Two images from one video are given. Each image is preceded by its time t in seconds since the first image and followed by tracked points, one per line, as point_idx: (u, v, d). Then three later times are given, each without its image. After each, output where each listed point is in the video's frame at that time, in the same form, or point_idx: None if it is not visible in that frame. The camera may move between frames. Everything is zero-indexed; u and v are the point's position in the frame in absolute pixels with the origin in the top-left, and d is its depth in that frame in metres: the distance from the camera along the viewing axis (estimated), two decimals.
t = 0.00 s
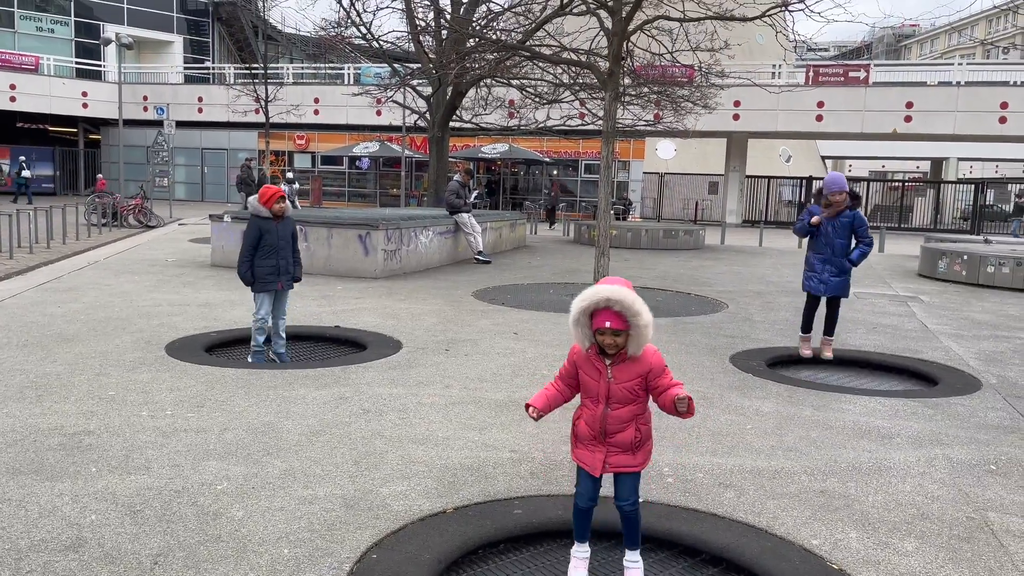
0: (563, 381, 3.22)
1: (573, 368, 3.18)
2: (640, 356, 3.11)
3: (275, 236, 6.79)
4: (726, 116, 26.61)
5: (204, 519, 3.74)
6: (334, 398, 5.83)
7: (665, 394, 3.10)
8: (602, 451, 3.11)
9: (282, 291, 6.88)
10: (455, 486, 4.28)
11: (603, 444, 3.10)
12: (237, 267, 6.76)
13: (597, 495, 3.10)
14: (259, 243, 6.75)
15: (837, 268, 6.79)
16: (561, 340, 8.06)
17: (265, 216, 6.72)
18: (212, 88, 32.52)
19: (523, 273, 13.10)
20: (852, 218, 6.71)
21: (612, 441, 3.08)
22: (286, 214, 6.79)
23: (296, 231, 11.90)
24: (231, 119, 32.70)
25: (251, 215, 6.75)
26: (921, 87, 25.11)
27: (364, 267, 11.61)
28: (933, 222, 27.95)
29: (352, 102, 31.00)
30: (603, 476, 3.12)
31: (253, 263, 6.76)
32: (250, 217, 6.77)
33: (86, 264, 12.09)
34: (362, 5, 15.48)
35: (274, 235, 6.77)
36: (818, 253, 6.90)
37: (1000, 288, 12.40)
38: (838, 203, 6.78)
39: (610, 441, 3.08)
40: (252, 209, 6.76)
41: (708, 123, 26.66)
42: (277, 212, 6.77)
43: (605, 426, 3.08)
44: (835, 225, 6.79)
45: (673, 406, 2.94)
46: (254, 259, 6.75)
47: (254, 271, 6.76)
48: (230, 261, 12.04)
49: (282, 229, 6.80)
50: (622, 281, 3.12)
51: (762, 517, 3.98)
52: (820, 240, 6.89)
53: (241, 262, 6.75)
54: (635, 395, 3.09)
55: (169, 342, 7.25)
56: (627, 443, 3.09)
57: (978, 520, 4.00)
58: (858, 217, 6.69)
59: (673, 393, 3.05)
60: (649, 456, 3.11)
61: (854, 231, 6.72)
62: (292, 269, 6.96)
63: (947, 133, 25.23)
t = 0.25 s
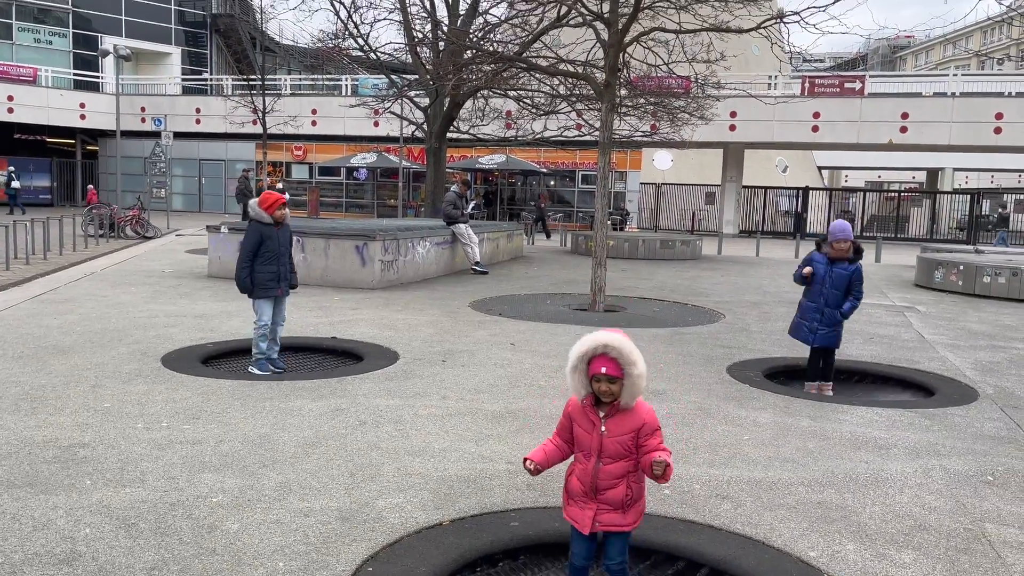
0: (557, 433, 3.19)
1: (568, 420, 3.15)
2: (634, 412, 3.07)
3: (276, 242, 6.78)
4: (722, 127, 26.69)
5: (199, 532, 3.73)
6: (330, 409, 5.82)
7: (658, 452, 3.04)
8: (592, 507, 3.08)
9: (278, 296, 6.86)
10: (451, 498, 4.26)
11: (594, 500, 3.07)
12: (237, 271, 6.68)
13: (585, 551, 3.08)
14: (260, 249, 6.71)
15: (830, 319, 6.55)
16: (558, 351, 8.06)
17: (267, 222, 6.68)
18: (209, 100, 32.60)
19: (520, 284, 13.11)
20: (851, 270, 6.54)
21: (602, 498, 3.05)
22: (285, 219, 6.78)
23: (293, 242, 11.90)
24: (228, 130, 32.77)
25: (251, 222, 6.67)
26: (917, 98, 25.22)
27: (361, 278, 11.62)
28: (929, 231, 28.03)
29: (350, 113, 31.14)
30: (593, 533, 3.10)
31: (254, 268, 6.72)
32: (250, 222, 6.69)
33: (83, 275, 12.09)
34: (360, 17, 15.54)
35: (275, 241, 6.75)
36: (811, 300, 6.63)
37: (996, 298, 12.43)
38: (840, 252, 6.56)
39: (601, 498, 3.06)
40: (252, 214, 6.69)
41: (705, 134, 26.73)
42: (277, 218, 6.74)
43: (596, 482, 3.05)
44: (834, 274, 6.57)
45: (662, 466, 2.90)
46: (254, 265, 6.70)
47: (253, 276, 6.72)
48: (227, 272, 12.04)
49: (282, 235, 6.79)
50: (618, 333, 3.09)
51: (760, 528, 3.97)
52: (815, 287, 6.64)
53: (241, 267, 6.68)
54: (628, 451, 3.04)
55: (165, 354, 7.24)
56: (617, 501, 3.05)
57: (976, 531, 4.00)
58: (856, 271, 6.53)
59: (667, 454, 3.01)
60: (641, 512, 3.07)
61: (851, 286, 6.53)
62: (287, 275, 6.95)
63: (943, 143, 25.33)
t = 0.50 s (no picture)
0: (559, 401, 3.28)
1: (565, 389, 3.23)
2: (625, 386, 3.07)
3: (276, 283, 6.68)
4: (718, 138, 26.77)
5: (195, 545, 3.71)
6: (326, 421, 5.80)
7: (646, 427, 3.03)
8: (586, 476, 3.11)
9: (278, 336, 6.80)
10: (446, 510, 4.24)
11: (586, 468, 3.10)
12: (240, 316, 6.56)
13: (581, 521, 3.13)
14: (262, 292, 6.60)
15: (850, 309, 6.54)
16: (554, 362, 8.06)
17: (268, 265, 6.56)
18: (207, 111, 32.64)
19: (518, 295, 13.11)
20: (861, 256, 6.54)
21: (593, 467, 3.08)
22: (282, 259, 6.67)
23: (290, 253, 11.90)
24: (226, 142, 32.81)
25: (252, 263, 6.52)
26: (912, 109, 25.35)
27: (358, 289, 11.61)
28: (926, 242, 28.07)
29: (347, 125, 31.22)
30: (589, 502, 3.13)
31: (256, 312, 6.60)
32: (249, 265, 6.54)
33: (80, 286, 12.08)
34: (358, 29, 15.60)
35: (276, 282, 6.65)
36: (827, 292, 6.54)
37: (992, 309, 12.45)
38: (848, 242, 6.51)
39: (591, 467, 3.09)
40: (251, 257, 6.54)
41: (701, 145, 26.81)
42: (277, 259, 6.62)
43: (586, 451, 3.10)
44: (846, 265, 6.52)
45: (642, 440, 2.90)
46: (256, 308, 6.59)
47: (255, 319, 6.61)
48: (224, 283, 12.03)
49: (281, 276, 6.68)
50: (612, 305, 3.09)
51: (757, 540, 3.95)
52: (829, 280, 6.53)
53: (243, 311, 6.57)
54: (616, 423, 3.07)
55: (162, 365, 7.22)
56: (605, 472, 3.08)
57: (973, 543, 3.99)
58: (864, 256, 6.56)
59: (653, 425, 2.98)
60: (633, 487, 3.06)
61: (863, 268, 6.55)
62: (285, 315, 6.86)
63: (938, 154, 25.43)
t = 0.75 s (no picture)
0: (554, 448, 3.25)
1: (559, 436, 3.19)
2: (611, 438, 3.02)
3: (280, 258, 6.78)
4: (715, 149, 26.86)
5: (189, 559, 3.69)
6: (322, 433, 5.78)
7: (630, 483, 2.98)
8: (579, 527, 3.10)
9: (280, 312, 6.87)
10: (442, 523, 4.23)
11: (579, 519, 3.08)
12: (244, 290, 6.65)
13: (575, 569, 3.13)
14: (265, 266, 6.69)
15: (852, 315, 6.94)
16: (551, 373, 8.05)
17: (269, 238, 6.68)
18: (205, 123, 32.69)
19: (515, 306, 13.11)
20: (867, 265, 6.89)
21: (585, 519, 3.06)
22: (282, 234, 6.80)
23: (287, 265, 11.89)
24: (223, 154, 32.86)
25: (253, 239, 6.68)
26: (907, 120, 25.48)
27: (355, 300, 11.61)
28: (922, 253, 28.15)
29: (344, 137, 31.27)
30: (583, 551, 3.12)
31: (260, 286, 6.70)
32: (250, 239, 6.69)
33: (76, 298, 12.06)
34: (355, 41, 15.65)
35: (277, 256, 6.74)
36: (833, 297, 6.93)
37: (988, 319, 12.46)
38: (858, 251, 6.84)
39: (583, 518, 3.07)
40: (252, 232, 6.68)
41: (698, 156, 26.88)
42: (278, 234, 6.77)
43: (578, 502, 3.07)
44: (852, 273, 6.88)
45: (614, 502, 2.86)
46: (259, 281, 6.68)
47: (259, 293, 6.70)
48: (221, 295, 12.01)
49: (282, 250, 6.79)
50: (597, 355, 3.01)
51: (754, 552, 3.94)
52: (835, 287, 6.93)
53: (246, 286, 6.65)
54: (603, 474, 3.03)
55: (158, 378, 7.20)
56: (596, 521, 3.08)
57: (971, 554, 3.98)
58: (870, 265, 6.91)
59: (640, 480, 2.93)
60: (622, 542, 3.03)
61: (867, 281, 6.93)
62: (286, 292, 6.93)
63: (934, 165, 25.54)
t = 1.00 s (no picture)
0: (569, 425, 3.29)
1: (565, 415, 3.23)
2: (587, 422, 2.99)
3: (281, 305, 6.73)
4: (712, 161, 26.95)
5: (184, 573, 3.67)
6: (319, 446, 5.76)
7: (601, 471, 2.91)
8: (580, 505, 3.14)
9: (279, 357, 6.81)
10: (438, 537, 4.21)
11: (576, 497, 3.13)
12: (246, 339, 6.58)
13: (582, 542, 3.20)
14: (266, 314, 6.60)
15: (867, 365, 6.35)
16: (548, 385, 8.04)
17: (269, 286, 6.59)
18: (202, 135, 32.73)
19: (512, 317, 13.10)
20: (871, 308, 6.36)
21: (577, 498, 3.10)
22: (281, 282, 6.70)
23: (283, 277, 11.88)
24: (221, 166, 32.88)
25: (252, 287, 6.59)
26: (902, 132, 25.60)
27: (352, 312, 11.59)
28: (918, 264, 28.29)
29: (342, 149, 31.33)
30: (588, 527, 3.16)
31: (262, 334, 6.63)
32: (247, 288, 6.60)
33: (72, 311, 12.02)
34: (353, 54, 15.71)
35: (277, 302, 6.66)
36: (841, 348, 6.34)
37: (984, 330, 12.49)
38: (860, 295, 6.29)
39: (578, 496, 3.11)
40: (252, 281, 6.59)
41: (694, 168, 26.96)
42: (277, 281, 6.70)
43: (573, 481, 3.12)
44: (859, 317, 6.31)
45: (570, 486, 2.85)
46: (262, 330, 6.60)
47: (261, 342, 6.61)
48: (217, 307, 11.99)
49: (280, 296, 6.71)
50: (570, 340, 2.96)
51: (752, 565, 3.93)
52: (843, 337, 6.33)
53: (249, 335, 6.58)
54: (586, 457, 3.03)
55: (153, 390, 7.17)
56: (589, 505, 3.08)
57: (969, 567, 3.96)
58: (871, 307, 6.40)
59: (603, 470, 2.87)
60: (609, 526, 3.01)
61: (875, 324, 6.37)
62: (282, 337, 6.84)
63: (929, 177, 25.64)
